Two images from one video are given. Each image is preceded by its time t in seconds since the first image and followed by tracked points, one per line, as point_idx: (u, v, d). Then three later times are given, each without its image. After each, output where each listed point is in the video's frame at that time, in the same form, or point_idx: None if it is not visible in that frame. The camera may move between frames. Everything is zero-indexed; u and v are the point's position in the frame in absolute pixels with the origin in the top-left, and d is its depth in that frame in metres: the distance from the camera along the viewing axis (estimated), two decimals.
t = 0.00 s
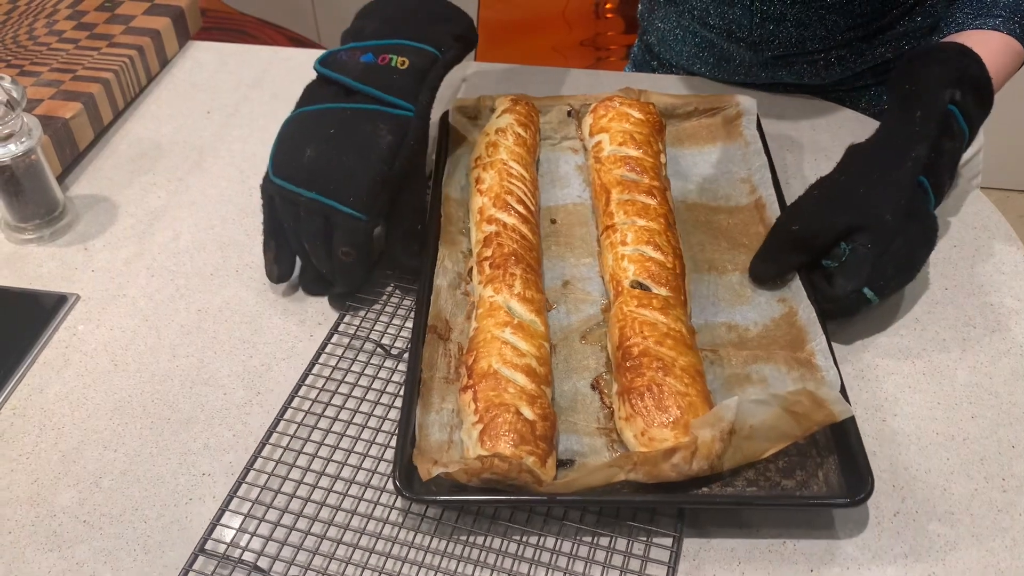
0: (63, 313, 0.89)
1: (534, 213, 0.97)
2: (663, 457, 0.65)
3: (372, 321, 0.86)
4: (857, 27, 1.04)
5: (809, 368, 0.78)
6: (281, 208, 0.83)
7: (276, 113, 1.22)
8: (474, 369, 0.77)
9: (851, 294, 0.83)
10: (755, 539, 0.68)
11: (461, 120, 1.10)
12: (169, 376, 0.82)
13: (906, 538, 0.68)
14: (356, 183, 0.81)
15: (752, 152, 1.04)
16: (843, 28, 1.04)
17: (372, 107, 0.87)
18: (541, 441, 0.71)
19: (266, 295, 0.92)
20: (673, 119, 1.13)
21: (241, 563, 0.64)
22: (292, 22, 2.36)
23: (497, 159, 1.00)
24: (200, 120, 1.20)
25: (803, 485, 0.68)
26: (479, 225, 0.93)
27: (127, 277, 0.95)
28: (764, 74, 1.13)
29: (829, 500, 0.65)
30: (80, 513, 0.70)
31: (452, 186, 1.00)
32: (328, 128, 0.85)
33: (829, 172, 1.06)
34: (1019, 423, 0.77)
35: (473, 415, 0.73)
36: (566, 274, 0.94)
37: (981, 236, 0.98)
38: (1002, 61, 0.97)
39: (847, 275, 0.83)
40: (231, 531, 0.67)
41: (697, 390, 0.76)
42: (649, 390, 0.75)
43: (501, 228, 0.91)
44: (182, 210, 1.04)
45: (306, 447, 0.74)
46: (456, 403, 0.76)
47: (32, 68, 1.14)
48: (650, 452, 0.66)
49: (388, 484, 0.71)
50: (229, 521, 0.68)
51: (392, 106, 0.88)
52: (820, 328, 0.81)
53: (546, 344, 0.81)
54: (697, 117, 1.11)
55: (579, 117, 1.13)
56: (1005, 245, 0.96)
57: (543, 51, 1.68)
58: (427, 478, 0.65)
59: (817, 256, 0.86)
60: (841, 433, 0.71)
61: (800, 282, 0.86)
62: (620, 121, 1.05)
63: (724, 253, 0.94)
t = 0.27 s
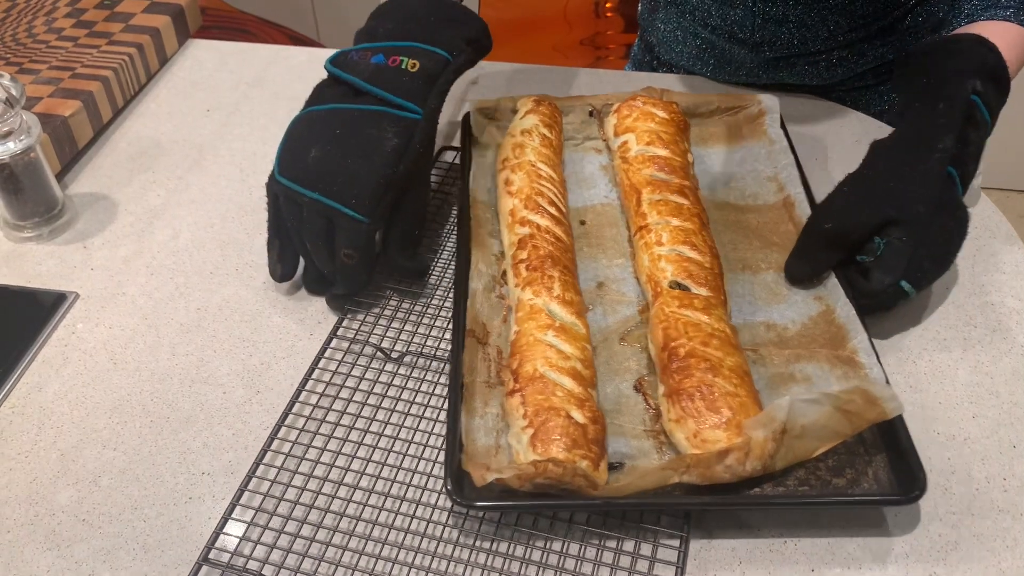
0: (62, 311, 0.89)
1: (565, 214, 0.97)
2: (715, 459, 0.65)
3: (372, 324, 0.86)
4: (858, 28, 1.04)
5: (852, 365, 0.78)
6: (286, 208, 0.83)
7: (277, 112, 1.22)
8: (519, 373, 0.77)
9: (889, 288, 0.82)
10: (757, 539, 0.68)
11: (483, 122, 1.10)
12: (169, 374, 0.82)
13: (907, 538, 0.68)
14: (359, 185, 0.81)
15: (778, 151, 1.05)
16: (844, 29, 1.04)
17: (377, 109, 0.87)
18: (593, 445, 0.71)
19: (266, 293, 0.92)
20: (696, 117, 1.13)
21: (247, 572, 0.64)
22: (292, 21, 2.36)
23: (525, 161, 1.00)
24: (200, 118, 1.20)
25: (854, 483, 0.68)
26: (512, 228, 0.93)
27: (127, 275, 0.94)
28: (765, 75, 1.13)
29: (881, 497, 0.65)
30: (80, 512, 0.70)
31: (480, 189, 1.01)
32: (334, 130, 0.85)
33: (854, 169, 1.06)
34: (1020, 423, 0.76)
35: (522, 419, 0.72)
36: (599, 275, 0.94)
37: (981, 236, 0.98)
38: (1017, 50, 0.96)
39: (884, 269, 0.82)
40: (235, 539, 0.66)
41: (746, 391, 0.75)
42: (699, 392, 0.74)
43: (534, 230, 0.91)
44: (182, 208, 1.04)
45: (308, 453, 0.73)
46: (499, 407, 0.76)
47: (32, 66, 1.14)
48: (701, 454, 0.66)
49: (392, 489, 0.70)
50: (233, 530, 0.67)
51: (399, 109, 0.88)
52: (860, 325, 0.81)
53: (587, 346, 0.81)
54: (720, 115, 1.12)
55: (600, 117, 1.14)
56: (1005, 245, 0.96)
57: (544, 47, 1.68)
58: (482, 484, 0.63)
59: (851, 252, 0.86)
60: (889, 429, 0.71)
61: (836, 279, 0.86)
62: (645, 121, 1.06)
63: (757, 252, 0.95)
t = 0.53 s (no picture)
0: (60, 310, 0.89)
1: (602, 215, 0.97)
2: (768, 461, 0.65)
3: (371, 322, 0.86)
4: (859, 28, 1.04)
5: (896, 365, 0.78)
6: (273, 206, 0.84)
7: (275, 110, 1.21)
8: (566, 374, 0.76)
9: (930, 287, 0.82)
10: (756, 540, 0.68)
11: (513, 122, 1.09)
12: (166, 373, 0.82)
13: (906, 538, 0.67)
14: (343, 180, 0.82)
15: (810, 150, 1.03)
16: (845, 29, 1.05)
17: (360, 103, 0.86)
18: (645, 447, 0.70)
19: (264, 292, 0.91)
20: (725, 116, 1.12)
21: (246, 572, 0.64)
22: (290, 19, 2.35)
23: (559, 161, 0.99)
24: (198, 116, 1.20)
25: (903, 483, 0.68)
26: (549, 228, 0.92)
27: (125, 274, 0.94)
28: (765, 75, 1.12)
29: (934, 497, 0.65)
30: (77, 512, 0.69)
31: (513, 190, 1.00)
32: (318, 125, 0.85)
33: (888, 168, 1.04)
34: (1020, 423, 0.76)
35: (572, 422, 0.72)
36: (638, 276, 0.93)
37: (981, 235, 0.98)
38: None
39: (925, 269, 0.82)
40: (234, 540, 0.66)
41: (796, 391, 0.75)
42: (749, 393, 0.74)
43: (573, 231, 0.91)
44: (179, 207, 1.04)
45: (307, 452, 0.73)
46: (545, 409, 0.75)
47: (29, 64, 1.14)
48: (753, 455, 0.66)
49: (390, 489, 0.70)
50: (230, 530, 0.67)
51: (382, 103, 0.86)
52: (903, 325, 0.80)
53: (632, 347, 0.81)
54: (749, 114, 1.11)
55: (629, 116, 1.13)
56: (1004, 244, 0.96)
57: (543, 47, 1.69)
58: (535, 486, 0.63)
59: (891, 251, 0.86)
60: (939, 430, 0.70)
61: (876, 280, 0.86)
62: (678, 120, 1.05)
63: (794, 251, 0.94)
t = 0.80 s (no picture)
0: (56, 310, 0.88)
1: (598, 215, 0.97)
2: (764, 460, 0.65)
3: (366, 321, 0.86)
4: (857, 29, 1.04)
5: (892, 364, 0.78)
6: (283, 244, 0.75)
7: (272, 109, 1.21)
8: (562, 375, 0.76)
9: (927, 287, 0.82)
10: (753, 540, 0.67)
11: (509, 120, 1.10)
12: (162, 373, 0.82)
13: (902, 537, 0.67)
14: (366, 224, 0.75)
15: (806, 149, 1.04)
16: (844, 30, 1.04)
17: (384, 139, 0.80)
18: (640, 446, 0.71)
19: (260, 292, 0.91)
20: (722, 115, 1.13)
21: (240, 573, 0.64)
22: (289, 18, 2.35)
23: (555, 161, 0.99)
24: (195, 116, 1.20)
25: (899, 483, 0.68)
26: (545, 228, 0.92)
27: (121, 274, 0.94)
28: (764, 77, 1.13)
29: (932, 496, 0.65)
30: (73, 512, 0.69)
31: (509, 189, 1.01)
32: (342, 160, 0.78)
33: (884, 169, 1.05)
34: (1016, 421, 0.76)
35: (568, 422, 0.72)
36: (635, 275, 0.93)
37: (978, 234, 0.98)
38: None
39: (922, 268, 0.82)
40: (229, 539, 0.66)
41: (792, 391, 0.75)
42: (745, 393, 0.74)
43: (569, 230, 0.90)
44: (176, 207, 1.03)
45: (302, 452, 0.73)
46: (541, 409, 0.75)
47: (26, 64, 1.13)
48: (749, 455, 0.66)
49: (387, 489, 0.70)
50: (226, 530, 0.67)
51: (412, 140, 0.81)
52: (899, 324, 0.80)
53: (628, 347, 0.81)
54: (746, 113, 1.11)
55: (626, 115, 1.14)
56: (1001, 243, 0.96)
57: (540, 45, 1.67)
58: (530, 486, 0.63)
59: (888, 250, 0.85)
60: (934, 429, 0.70)
61: (872, 279, 0.86)
62: (675, 119, 1.05)
63: (791, 251, 0.94)
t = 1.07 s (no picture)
0: (57, 310, 0.89)
1: (611, 215, 0.97)
2: (788, 458, 0.66)
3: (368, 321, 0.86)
4: (857, 29, 1.04)
5: (912, 360, 0.78)
6: (295, 250, 0.81)
7: (272, 109, 1.21)
8: (584, 376, 0.76)
9: (942, 282, 0.82)
10: (755, 539, 0.68)
11: (517, 122, 1.09)
12: (163, 373, 0.82)
13: (902, 535, 0.68)
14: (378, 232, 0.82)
15: (816, 145, 1.04)
16: (844, 29, 1.04)
17: (397, 153, 0.89)
18: (665, 447, 0.71)
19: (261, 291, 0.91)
20: (731, 113, 1.13)
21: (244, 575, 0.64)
22: (289, 18, 2.35)
23: (567, 161, 0.99)
24: (195, 115, 1.20)
25: (922, 478, 0.68)
26: (559, 228, 0.92)
27: (121, 273, 0.94)
28: (764, 78, 1.13)
29: (956, 491, 0.65)
30: (74, 511, 0.70)
31: (520, 191, 1.01)
32: (356, 173, 0.86)
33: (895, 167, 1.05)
34: (1014, 420, 0.76)
35: (592, 423, 0.72)
36: (650, 275, 0.93)
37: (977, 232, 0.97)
38: None
39: (938, 264, 0.83)
40: (232, 542, 0.66)
41: (814, 388, 0.75)
42: (767, 392, 0.74)
43: (584, 231, 0.90)
44: (177, 206, 1.04)
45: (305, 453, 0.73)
46: (562, 411, 0.75)
47: (26, 63, 1.14)
48: (774, 453, 0.66)
49: (397, 492, 0.70)
50: (230, 532, 0.67)
51: (421, 153, 0.90)
52: (916, 320, 0.81)
53: (648, 346, 0.81)
54: (754, 110, 1.11)
55: (634, 114, 1.14)
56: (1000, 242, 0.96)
57: (540, 44, 1.67)
58: (558, 490, 0.63)
59: (902, 246, 0.86)
60: (955, 424, 0.70)
61: (888, 275, 0.86)
62: (683, 118, 1.05)
63: (805, 247, 0.94)
